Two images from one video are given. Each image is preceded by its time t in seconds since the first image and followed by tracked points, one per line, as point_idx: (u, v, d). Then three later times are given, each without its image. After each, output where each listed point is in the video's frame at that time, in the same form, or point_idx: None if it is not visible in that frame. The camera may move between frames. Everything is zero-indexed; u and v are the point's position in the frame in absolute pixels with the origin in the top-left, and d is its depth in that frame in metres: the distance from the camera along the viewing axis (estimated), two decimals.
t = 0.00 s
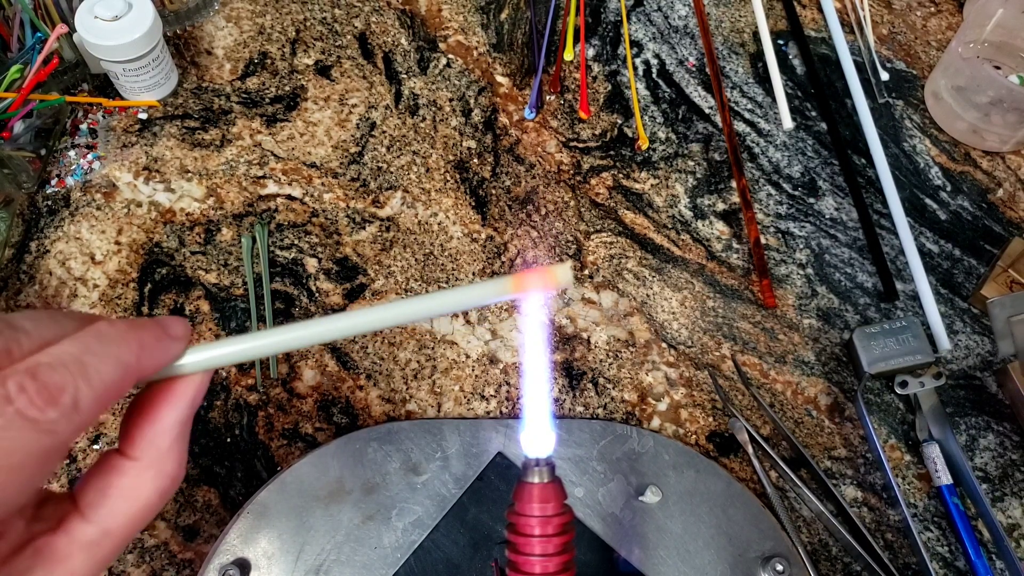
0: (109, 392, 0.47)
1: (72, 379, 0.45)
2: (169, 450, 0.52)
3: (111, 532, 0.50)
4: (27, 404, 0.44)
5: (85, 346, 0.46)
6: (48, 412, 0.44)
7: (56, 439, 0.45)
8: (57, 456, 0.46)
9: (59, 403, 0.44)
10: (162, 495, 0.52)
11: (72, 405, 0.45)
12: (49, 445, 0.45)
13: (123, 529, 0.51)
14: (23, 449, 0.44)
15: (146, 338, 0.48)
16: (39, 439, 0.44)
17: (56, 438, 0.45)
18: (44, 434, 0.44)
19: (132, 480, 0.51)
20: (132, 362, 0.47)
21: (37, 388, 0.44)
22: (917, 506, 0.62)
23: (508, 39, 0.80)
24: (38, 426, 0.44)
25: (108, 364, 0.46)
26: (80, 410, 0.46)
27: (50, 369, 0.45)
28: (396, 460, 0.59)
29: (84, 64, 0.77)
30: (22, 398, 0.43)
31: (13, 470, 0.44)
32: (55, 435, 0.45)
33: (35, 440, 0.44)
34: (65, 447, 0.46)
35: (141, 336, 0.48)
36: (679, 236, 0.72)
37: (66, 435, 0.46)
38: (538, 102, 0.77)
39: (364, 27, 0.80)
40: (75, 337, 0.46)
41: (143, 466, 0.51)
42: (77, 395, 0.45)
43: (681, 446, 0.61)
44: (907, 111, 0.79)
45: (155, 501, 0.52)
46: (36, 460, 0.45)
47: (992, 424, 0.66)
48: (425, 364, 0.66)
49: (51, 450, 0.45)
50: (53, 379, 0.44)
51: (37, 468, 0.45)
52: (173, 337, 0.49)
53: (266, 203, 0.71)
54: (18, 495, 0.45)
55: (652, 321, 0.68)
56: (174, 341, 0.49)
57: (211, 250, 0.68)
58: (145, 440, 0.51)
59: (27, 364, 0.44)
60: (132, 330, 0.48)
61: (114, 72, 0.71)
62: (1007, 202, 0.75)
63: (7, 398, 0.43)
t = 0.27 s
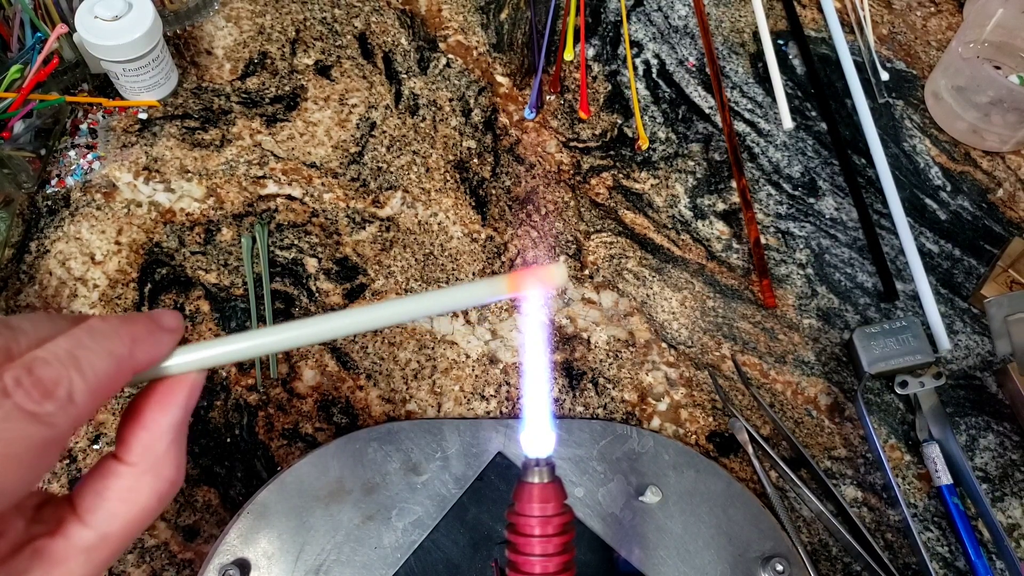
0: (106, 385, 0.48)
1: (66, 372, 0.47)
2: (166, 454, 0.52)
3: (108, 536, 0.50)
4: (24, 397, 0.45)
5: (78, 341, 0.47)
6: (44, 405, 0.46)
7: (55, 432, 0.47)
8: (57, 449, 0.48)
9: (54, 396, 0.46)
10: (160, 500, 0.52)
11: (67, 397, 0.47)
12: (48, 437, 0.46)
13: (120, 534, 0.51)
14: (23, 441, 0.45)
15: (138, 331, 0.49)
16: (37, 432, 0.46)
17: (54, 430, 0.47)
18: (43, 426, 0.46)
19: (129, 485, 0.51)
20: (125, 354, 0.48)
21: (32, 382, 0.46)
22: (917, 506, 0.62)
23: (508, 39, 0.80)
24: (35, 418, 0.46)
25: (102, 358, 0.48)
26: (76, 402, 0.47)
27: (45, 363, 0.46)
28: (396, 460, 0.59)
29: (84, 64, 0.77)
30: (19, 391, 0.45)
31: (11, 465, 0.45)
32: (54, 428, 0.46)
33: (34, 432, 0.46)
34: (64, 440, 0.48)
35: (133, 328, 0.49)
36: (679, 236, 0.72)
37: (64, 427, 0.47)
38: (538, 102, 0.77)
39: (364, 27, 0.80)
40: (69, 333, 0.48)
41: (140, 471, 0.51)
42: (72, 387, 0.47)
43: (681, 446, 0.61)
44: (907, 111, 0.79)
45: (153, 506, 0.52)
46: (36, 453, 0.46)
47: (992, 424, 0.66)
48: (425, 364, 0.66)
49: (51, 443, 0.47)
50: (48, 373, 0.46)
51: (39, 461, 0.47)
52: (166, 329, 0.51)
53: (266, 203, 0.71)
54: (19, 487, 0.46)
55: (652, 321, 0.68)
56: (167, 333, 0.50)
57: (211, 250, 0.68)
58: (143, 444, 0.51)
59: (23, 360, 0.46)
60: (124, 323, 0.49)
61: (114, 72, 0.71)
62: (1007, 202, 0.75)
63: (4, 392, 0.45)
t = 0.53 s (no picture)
0: (110, 384, 0.48)
1: (71, 371, 0.47)
2: (166, 458, 0.52)
3: (114, 540, 0.51)
4: (30, 396, 0.46)
5: (81, 340, 0.48)
6: (49, 404, 0.46)
7: (61, 430, 0.47)
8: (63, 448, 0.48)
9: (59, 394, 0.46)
10: (163, 503, 0.52)
11: (73, 396, 0.47)
12: (54, 435, 0.47)
13: (125, 538, 0.51)
14: (30, 438, 0.46)
15: (140, 329, 0.49)
16: (42, 429, 0.46)
17: (60, 427, 0.47)
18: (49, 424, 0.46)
19: (132, 490, 0.51)
20: (130, 353, 0.48)
21: (38, 381, 0.46)
22: (917, 506, 0.62)
23: (508, 39, 0.80)
24: (41, 416, 0.46)
25: (105, 356, 0.48)
26: (81, 401, 0.47)
27: (50, 362, 0.47)
28: (396, 460, 0.59)
29: (84, 64, 0.77)
30: (25, 390, 0.46)
31: (16, 461, 0.45)
32: (59, 425, 0.47)
33: (39, 430, 0.46)
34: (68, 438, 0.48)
35: (135, 326, 0.49)
36: (679, 236, 0.72)
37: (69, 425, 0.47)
38: (538, 102, 0.77)
39: (364, 27, 0.80)
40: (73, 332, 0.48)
41: (142, 476, 0.51)
42: (76, 386, 0.47)
43: (681, 446, 0.61)
44: (907, 111, 0.79)
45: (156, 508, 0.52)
46: (42, 450, 0.46)
47: (992, 424, 0.66)
48: (425, 364, 0.66)
49: (56, 440, 0.47)
50: (53, 372, 0.46)
51: (46, 457, 0.47)
52: (169, 326, 0.51)
53: (266, 203, 0.71)
54: (22, 486, 0.46)
55: (652, 321, 0.68)
56: (169, 329, 0.51)
57: (211, 250, 0.68)
58: (144, 449, 0.51)
59: (29, 359, 0.46)
60: (127, 322, 0.49)
61: (114, 72, 0.71)
62: (1007, 202, 0.75)
63: (10, 390, 0.45)
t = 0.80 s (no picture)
0: (114, 390, 0.47)
1: (77, 377, 0.46)
2: (167, 437, 0.52)
3: (114, 521, 0.51)
4: (33, 403, 0.44)
5: (88, 345, 0.47)
6: (53, 412, 0.45)
7: (62, 438, 0.46)
8: (63, 455, 0.47)
9: (65, 402, 0.45)
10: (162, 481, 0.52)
11: (78, 403, 0.46)
12: (57, 443, 0.46)
13: (126, 518, 0.51)
14: (32, 448, 0.45)
15: (150, 336, 0.49)
16: (44, 437, 0.45)
17: (63, 436, 0.46)
18: (52, 432, 0.45)
19: (131, 470, 0.51)
20: (136, 360, 0.48)
21: (42, 386, 0.44)
22: (917, 506, 0.62)
23: (508, 39, 0.80)
24: (45, 425, 0.45)
25: (112, 362, 0.47)
26: (86, 409, 0.46)
27: (55, 367, 0.45)
28: (396, 460, 0.59)
29: (84, 64, 0.77)
30: (28, 397, 0.44)
31: (17, 472, 0.44)
32: (61, 433, 0.46)
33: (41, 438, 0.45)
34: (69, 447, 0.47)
35: (144, 333, 0.49)
36: (679, 236, 0.72)
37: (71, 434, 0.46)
38: (538, 102, 0.77)
39: (364, 27, 0.80)
40: (79, 335, 0.47)
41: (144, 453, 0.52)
42: (81, 394, 0.46)
43: (681, 446, 0.61)
44: (907, 111, 0.79)
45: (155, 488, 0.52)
46: (41, 459, 0.45)
47: (992, 424, 0.66)
48: (425, 364, 0.66)
49: (57, 448, 0.46)
50: (58, 378, 0.45)
51: (49, 464, 0.46)
52: (176, 335, 0.50)
53: (266, 203, 0.71)
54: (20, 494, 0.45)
55: (652, 321, 0.68)
56: (177, 338, 0.50)
57: (211, 250, 0.68)
58: (146, 427, 0.52)
59: (33, 363, 0.45)
60: (136, 328, 0.48)
61: (114, 72, 0.71)
62: (1007, 202, 0.75)
63: (12, 398, 0.44)
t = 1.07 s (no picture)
0: (113, 402, 0.47)
1: (78, 390, 0.44)
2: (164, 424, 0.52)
3: (115, 509, 0.50)
4: (32, 419, 0.43)
5: (92, 355, 0.45)
6: (54, 428, 0.43)
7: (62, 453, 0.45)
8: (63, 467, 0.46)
9: (67, 417, 0.44)
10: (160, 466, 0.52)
11: (79, 418, 0.44)
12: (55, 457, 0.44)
13: (127, 506, 0.50)
14: (28, 463, 0.43)
15: (157, 346, 0.48)
16: (43, 453, 0.44)
17: (62, 451, 0.45)
18: (52, 447, 0.44)
19: (129, 457, 0.51)
20: (141, 370, 0.48)
21: (43, 401, 0.43)
22: (917, 506, 0.62)
23: (508, 39, 0.80)
24: (43, 440, 0.43)
25: (116, 373, 0.46)
26: (87, 422, 0.45)
27: (56, 379, 0.44)
28: (396, 460, 0.59)
29: (84, 64, 0.77)
30: (27, 413, 0.42)
31: (18, 491, 0.44)
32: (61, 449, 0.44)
33: (40, 454, 0.44)
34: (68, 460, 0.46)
35: (149, 342, 0.48)
36: (679, 236, 0.72)
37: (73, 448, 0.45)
38: (538, 102, 0.77)
39: (364, 27, 0.80)
40: (81, 344, 0.45)
41: (142, 439, 0.51)
42: (83, 406, 0.45)
43: (681, 446, 0.61)
44: (907, 111, 0.79)
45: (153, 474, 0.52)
46: (41, 473, 0.44)
47: (992, 424, 0.66)
48: (425, 364, 0.66)
49: (57, 462, 0.45)
50: (60, 391, 0.44)
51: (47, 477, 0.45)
52: (183, 347, 0.50)
53: (266, 203, 0.71)
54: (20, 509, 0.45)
55: (652, 321, 0.68)
56: (184, 351, 0.50)
57: (211, 250, 0.68)
58: (142, 414, 0.52)
59: (33, 375, 0.43)
60: (141, 338, 0.48)
61: (114, 72, 0.71)
62: (1007, 202, 0.75)
63: (10, 414, 0.42)
